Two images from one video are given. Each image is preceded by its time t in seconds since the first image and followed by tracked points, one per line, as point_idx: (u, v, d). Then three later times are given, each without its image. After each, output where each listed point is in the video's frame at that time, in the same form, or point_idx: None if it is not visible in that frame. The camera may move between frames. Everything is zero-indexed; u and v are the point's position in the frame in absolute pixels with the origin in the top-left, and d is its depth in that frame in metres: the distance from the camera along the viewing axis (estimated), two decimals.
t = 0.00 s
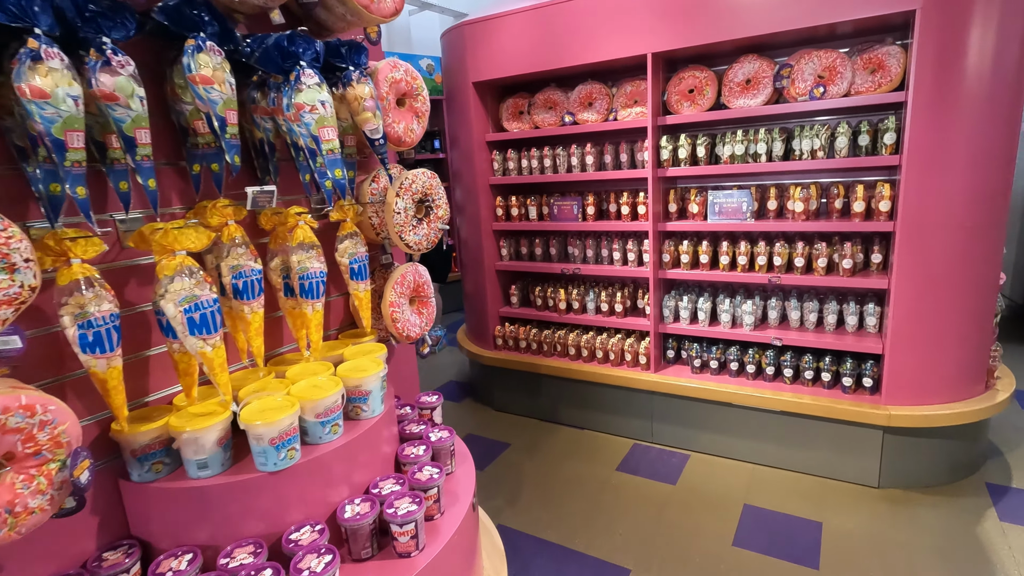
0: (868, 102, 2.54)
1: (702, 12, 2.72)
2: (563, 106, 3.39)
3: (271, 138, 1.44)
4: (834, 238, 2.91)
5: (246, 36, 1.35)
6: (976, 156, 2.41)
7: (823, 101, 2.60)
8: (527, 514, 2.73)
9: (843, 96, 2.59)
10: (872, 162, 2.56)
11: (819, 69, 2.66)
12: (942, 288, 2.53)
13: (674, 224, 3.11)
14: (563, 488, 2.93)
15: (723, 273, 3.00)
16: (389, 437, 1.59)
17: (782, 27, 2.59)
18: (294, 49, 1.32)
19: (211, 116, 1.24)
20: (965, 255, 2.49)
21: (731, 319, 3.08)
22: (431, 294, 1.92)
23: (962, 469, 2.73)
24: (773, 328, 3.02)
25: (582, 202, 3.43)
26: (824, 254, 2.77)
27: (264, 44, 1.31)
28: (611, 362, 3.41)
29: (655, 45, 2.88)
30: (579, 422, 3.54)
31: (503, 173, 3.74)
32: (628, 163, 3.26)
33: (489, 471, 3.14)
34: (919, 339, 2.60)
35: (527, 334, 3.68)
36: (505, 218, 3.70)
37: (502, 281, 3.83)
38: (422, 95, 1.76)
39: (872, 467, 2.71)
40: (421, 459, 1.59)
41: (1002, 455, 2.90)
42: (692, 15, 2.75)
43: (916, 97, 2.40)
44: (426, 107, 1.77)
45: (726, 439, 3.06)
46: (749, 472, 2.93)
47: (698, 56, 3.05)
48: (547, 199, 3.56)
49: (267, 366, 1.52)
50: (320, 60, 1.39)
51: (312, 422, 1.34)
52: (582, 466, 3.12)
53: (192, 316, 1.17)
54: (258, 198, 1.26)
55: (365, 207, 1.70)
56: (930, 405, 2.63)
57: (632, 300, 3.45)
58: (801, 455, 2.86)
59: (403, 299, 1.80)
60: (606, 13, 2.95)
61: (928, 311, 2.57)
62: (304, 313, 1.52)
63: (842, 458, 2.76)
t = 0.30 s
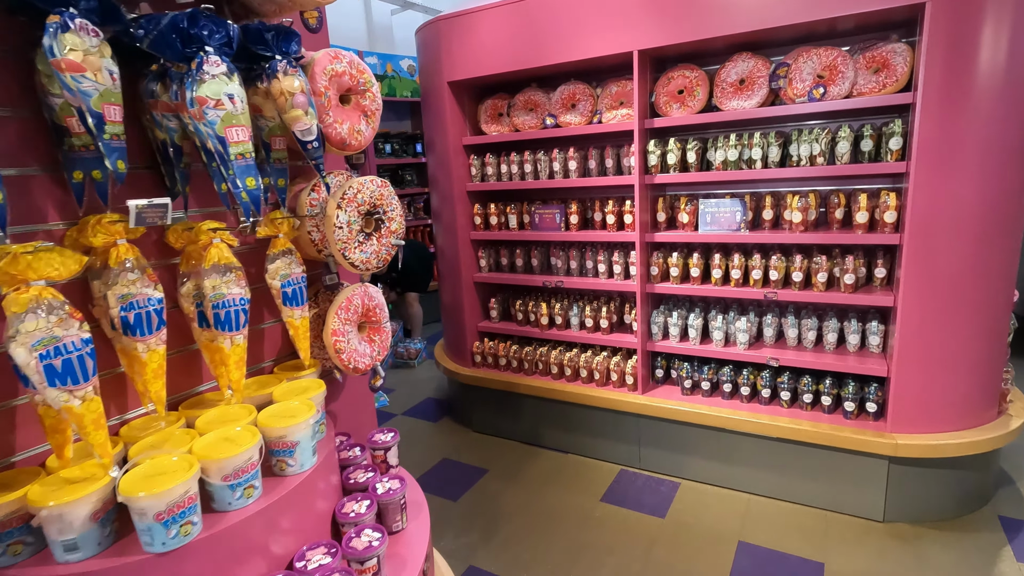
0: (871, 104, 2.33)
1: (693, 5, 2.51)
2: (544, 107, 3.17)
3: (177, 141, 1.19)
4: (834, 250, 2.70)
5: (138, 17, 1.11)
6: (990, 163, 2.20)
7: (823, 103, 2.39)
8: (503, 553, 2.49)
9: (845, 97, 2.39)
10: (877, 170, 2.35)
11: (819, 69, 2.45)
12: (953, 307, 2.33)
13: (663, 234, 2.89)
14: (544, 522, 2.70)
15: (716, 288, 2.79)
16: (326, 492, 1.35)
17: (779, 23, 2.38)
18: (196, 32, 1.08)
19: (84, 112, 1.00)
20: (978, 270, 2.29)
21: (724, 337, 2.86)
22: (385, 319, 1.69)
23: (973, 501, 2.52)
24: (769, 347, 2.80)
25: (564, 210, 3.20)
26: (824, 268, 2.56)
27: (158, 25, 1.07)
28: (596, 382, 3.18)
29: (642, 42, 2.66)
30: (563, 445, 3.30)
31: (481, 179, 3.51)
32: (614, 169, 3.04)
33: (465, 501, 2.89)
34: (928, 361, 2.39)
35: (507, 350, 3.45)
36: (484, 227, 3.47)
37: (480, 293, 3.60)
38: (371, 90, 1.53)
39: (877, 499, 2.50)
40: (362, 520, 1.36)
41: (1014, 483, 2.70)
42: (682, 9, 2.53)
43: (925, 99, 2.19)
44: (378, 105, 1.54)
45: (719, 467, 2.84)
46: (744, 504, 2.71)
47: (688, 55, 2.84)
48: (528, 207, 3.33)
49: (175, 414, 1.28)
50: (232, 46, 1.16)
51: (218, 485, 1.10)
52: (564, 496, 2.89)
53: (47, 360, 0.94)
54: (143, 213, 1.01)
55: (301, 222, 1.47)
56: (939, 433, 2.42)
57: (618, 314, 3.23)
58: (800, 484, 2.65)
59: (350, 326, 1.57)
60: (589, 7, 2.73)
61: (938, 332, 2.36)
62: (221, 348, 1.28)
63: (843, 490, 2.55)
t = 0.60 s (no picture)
0: (863, 110, 2.19)
1: (676, 4, 2.36)
2: (521, 111, 3.02)
3: (59, 148, 1.04)
4: (825, 263, 2.55)
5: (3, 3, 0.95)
6: (991, 172, 2.06)
7: (812, 108, 2.25)
8: None
9: (836, 102, 2.25)
10: (869, 179, 2.21)
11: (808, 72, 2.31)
12: (951, 326, 2.18)
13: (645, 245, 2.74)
14: (518, 553, 2.53)
15: (701, 303, 2.63)
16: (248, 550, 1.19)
17: (766, 23, 2.23)
18: (69, 21, 0.93)
19: None
20: (977, 286, 2.14)
21: (709, 354, 2.71)
22: (328, 344, 1.52)
23: (972, 530, 2.38)
24: (757, 365, 2.65)
25: (543, 219, 3.05)
26: (814, 283, 2.41)
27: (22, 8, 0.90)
28: (575, 401, 3.02)
29: (622, 43, 2.51)
30: (541, 466, 3.14)
31: (457, 185, 3.35)
32: (594, 177, 2.89)
33: (435, 529, 2.72)
34: (924, 383, 2.25)
35: (483, 366, 3.28)
36: (460, 236, 3.30)
37: (456, 306, 3.43)
38: (308, 91, 1.37)
39: (870, 529, 2.36)
40: None
41: (1014, 510, 2.56)
42: (664, 7, 2.38)
43: (920, 106, 2.05)
44: (317, 109, 1.38)
45: (704, 492, 2.68)
46: (730, 532, 2.56)
47: (671, 57, 2.70)
48: (505, 215, 3.17)
49: (68, 463, 1.12)
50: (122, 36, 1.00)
51: (97, 558, 0.93)
52: (541, 523, 2.72)
53: None
54: None
55: (224, 239, 1.31)
56: (936, 459, 2.28)
57: (599, 329, 3.07)
58: (789, 512, 2.50)
59: (286, 356, 1.39)
60: (567, 4, 2.58)
61: (934, 352, 2.21)
62: (119, 388, 1.10)
63: (835, 518, 2.41)
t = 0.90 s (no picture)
0: (858, 115, 2.03)
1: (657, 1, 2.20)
2: (496, 115, 2.85)
3: None
4: (816, 278, 2.39)
5: None
6: (995, 183, 1.90)
7: (803, 113, 2.09)
8: None
9: (827, 107, 2.09)
10: (864, 190, 2.05)
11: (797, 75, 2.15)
12: (951, 347, 2.03)
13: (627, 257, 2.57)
14: None
15: (685, 320, 2.47)
16: None
17: (753, 22, 2.07)
18: None
19: None
20: (979, 305, 1.99)
21: (694, 374, 2.54)
22: (257, 380, 1.34)
23: (974, 563, 2.22)
24: (744, 387, 2.49)
25: (519, 229, 2.87)
26: (805, 300, 2.24)
27: None
28: (554, 422, 2.85)
29: (600, 42, 2.35)
30: (518, 491, 2.96)
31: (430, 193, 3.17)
32: (573, 185, 2.72)
33: (402, 562, 2.54)
34: (923, 408, 2.09)
35: (458, 383, 3.11)
36: (433, 247, 3.13)
37: (430, 320, 3.25)
38: (226, 91, 1.19)
39: (865, 563, 2.20)
40: None
41: (1016, 539, 2.42)
42: (645, 5, 2.22)
43: (918, 112, 1.89)
44: (238, 112, 1.21)
45: (688, 520, 2.52)
46: (716, 565, 2.40)
47: (653, 58, 2.54)
48: (480, 224, 3.00)
49: None
50: None
51: None
52: (516, 555, 2.55)
53: None
54: None
55: (122, 261, 1.13)
56: (936, 490, 2.12)
57: (579, 345, 2.90)
58: (779, 544, 2.34)
59: (203, 397, 1.21)
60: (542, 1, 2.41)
61: (933, 375, 2.06)
62: None
63: (828, 552, 2.25)
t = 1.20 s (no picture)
0: (857, 109, 1.87)
1: None
2: (473, 110, 2.69)
3: None
4: (811, 285, 2.24)
5: None
6: (1004, 182, 1.75)
7: (796, 107, 1.93)
8: None
9: (823, 100, 1.94)
10: (862, 189, 1.90)
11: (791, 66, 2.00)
12: (956, 359, 1.88)
13: (610, 261, 2.41)
14: None
15: (672, 329, 2.31)
16: None
17: (745, 8, 1.91)
18: None
19: None
20: (986, 315, 1.84)
21: (681, 386, 2.38)
22: (175, 405, 1.17)
23: None
24: (735, 400, 2.34)
25: (498, 232, 2.71)
26: (799, 308, 2.09)
27: None
28: (534, 436, 2.68)
29: (580, 31, 2.18)
30: (497, 508, 2.80)
31: (405, 192, 3.00)
32: (554, 184, 2.56)
33: None
34: (925, 424, 1.94)
35: (434, 394, 2.94)
36: (407, 249, 2.96)
37: (405, 326, 3.08)
38: (128, 73, 1.11)
39: None
40: None
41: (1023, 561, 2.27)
42: None
43: (921, 105, 1.74)
44: (141, 96, 1.12)
45: (674, 542, 2.36)
46: None
47: (637, 49, 2.39)
48: (457, 226, 2.84)
49: None
50: None
51: None
52: None
53: None
54: None
55: None
56: (940, 512, 1.97)
57: (561, 354, 2.74)
58: (772, 569, 2.18)
59: (102, 428, 1.05)
60: None
61: (937, 390, 1.91)
62: None
63: None
